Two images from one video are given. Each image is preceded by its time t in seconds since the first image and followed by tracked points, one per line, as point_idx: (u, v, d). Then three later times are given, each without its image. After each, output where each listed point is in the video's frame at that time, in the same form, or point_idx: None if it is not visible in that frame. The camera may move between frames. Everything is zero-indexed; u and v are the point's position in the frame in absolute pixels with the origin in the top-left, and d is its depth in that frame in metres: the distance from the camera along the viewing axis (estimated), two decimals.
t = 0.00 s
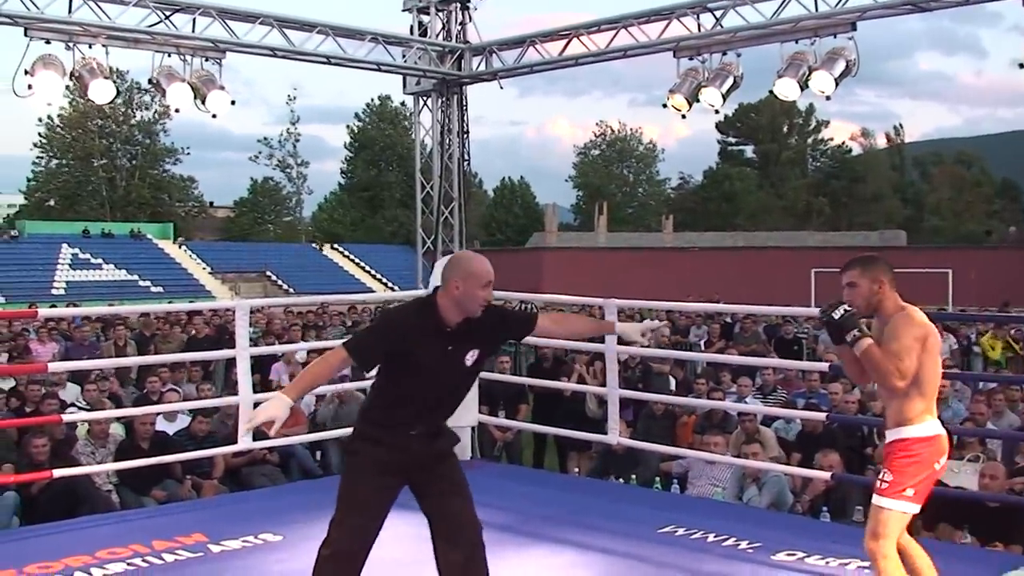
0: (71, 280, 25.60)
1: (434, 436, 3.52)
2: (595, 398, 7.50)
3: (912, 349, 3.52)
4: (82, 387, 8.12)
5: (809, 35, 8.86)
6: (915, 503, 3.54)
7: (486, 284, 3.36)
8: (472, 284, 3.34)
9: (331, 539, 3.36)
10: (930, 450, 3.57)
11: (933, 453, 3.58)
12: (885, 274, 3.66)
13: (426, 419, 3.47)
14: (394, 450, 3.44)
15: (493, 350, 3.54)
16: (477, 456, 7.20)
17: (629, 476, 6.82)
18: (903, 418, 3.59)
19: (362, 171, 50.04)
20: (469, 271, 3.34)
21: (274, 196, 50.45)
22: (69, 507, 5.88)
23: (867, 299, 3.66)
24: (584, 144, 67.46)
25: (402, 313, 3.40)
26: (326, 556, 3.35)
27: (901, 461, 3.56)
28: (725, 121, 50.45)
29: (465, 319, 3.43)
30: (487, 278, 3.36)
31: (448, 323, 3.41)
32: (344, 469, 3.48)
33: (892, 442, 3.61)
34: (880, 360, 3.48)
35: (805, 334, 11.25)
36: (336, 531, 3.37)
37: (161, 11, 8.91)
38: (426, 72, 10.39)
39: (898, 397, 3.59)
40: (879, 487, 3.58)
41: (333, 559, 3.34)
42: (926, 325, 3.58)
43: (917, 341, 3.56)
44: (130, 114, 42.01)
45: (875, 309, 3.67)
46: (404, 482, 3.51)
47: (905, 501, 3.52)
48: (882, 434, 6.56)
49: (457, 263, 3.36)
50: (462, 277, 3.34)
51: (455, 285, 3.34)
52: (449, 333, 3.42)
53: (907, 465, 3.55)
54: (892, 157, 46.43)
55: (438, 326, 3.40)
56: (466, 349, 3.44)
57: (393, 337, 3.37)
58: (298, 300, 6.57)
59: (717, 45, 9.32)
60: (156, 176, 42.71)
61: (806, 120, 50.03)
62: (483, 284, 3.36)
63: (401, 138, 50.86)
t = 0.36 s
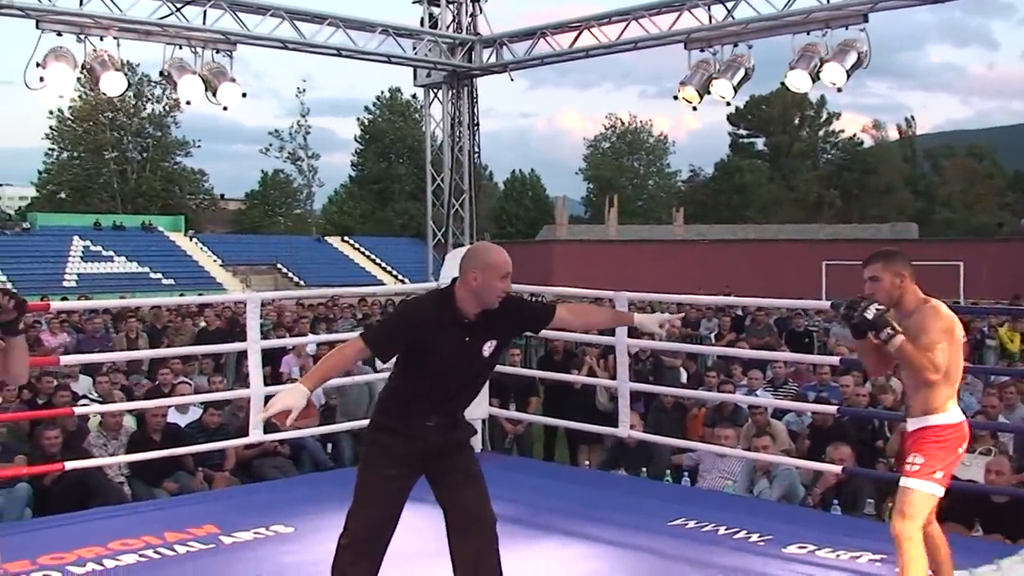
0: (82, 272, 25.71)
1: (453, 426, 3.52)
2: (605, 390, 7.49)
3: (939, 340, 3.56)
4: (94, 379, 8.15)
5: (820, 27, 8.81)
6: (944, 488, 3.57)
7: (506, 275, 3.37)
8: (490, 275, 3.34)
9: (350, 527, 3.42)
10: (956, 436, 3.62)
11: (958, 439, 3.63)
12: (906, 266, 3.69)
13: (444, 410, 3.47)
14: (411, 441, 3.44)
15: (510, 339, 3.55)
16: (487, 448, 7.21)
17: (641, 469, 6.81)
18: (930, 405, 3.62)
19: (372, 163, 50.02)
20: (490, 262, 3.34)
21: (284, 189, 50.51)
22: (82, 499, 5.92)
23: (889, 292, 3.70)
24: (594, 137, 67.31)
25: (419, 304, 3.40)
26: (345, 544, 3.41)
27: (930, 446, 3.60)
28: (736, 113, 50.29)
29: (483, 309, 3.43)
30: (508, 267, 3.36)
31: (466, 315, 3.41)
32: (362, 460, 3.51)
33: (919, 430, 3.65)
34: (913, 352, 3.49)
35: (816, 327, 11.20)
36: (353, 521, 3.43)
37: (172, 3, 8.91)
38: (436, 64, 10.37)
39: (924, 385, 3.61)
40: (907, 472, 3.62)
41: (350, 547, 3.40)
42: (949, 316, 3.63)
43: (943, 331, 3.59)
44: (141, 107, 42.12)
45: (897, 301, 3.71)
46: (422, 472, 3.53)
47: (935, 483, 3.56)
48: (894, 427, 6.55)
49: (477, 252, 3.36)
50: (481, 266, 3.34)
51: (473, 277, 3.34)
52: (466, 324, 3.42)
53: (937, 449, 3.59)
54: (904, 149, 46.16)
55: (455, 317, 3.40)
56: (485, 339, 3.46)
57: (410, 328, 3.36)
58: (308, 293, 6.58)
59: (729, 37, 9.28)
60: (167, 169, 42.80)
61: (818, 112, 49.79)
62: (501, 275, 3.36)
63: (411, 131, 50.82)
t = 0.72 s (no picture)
0: (92, 263, 25.81)
1: (465, 416, 3.52)
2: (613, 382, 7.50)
3: (966, 326, 3.61)
4: (104, 369, 8.19)
5: (830, 18, 8.78)
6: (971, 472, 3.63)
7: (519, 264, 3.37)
8: (500, 265, 3.34)
9: (362, 517, 3.44)
10: (980, 421, 3.67)
11: (982, 424, 3.68)
12: (935, 252, 3.74)
13: (458, 401, 3.48)
14: (424, 432, 3.45)
15: (524, 329, 3.54)
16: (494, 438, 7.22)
17: (649, 460, 6.81)
18: (953, 392, 3.67)
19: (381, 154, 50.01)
20: (505, 252, 3.35)
21: (293, 180, 50.58)
22: (92, 488, 5.96)
23: (920, 276, 3.74)
24: (604, 128, 67.20)
25: (432, 295, 3.42)
26: (357, 532, 3.43)
27: (956, 431, 3.65)
28: (745, 104, 50.16)
29: (496, 299, 3.43)
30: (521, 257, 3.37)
31: (480, 306, 3.41)
32: (374, 450, 3.52)
33: (944, 415, 3.69)
34: (938, 341, 3.56)
35: (826, 320, 11.17)
36: (366, 510, 3.44)
37: None
38: (445, 55, 10.36)
39: (949, 370, 3.67)
40: (935, 457, 3.69)
41: (362, 536, 3.42)
42: (977, 301, 3.67)
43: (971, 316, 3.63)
44: (150, 98, 42.23)
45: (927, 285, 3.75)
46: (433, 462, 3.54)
47: (960, 469, 3.62)
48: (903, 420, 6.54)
49: (490, 244, 3.35)
50: (497, 257, 3.34)
51: (484, 266, 3.34)
52: (480, 314, 3.43)
53: (962, 435, 3.64)
54: (915, 141, 45.96)
55: (467, 308, 3.41)
56: (501, 331, 3.46)
57: (423, 319, 3.39)
58: (317, 284, 6.59)
59: (738, 28, 9.25)
60: (177, 160, 42.85)
61: (828, 104, 49.59)
62: (511, 265, 3.35)
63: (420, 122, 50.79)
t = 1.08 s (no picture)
0: (75, 245, 25.64)
1: (441, 409, 3.51)
2: (592, 380, 7.50)
3: (947, 343, 3.60)
4: (82, 352, 8.14)
5: (820, 22, 8.80)
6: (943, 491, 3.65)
7: (457, 256, 3.36)
8: (445, 254, 3.34)
9: (337, 506, 3.40)
10: (957, 438, 3.67)
11: (959, 441, 3.68)
12: (929, 261, 3.71)
13: (431, 395, 3.46)
14: (397, 424, 3.44)
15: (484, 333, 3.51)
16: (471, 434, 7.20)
17: (625, 459, 6.79)
18: (931, 406, 3.68)
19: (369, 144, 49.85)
20: (435, 241, 3.34)
21: (279, 168, 50.39)
22: (66, 472, 5.91)
23: (910, 285, 3.71)
24: (592, 125, 67.27)
25: (391, 285, 3.48)
26: (330, 520, 3.38)
27: (931, 447, 3.66)
28: (734, 106, 50.33)
29: (448, 295, 3.42)
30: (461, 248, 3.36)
31: (439, 299, 3.42)
32: (350, 441, 3.50)
33: (919, 429, 3.71)
34: (916, 354, 3.57)
35: (806, 323, 11.21)
36: (339, 500, 3.41)
37: None
38: (436, 48, 10.33)
39: (927, 385, 3.67)
40: (909, 473, 3.71)
41: (335, 526, 3.38)
42: (962, 317, 3.65)
43: (954, 334, 3.62)
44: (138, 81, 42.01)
45: (917, 293, 3.72)
46: (409, 454, 3.51)
47: (937, 487, 3.64)
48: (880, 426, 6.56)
49: (424, 235, 3.37)
50: (430, 248, 3.32)
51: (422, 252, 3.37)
52: (440, 309, 3.42)
53: (938, 451, 3.66)
54: (900, 148, 46.22)
55: (422, 299, 3.43)
56: (463, 332, 3.44)
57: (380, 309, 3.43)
58: (299, 273, 6.55)
59: (729, 29, 9.26)
60: (162, 144, 42.58)
61: (815, 108, 49.83)
62: (454, 255, 3.36)
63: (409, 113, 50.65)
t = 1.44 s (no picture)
0: (68, 247, 25.56)
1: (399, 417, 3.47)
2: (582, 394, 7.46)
3: (939, 364, 3.60)
4: (71, 355, 8.11)
5: (816, 39, 8.83)
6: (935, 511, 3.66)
7: (360, 265, 3.31)
8: (349, 265, 3.29)
9: (304, 520, 3.38)
10: (950, 458, 3.67)
11: (953, 460, 3.68)
12: (920, 278, 3.69)
13: (379, 402, 3.42)
14: (352, 435, 3.43)
15: (405, 338, 3.44)
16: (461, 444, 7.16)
17: (614, 473, 6.77)
18: (922, 426, 3.66)
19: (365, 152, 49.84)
20: (336, 250, 3.31)
21: (275, 174, 50.37)
22: (53, 475, 5.87)
23: (901, 302, 3.69)
24: (589, 138, 67.40)
25: (308, 294, 3.47)
26: (300, 536, 3.36)
27: (922, 468, 3.66)
28: (730, 121, 50.51)
29: (361, 303, 3.38)
30: (361, 258, 3.31)
31: (352, 309, 3.38)
32: (316, 451, 3.48)
33: (911, 449, 3.70)
34: (907, 374, 3.55)
35: (799, 339, 11.20)
36: (305, 517, 3.39)
37: None
38: (432, 57, 10.34)
39: (917, 405, 3.66)
40: (902, 494, 3.72)
41: (306, 542, 3.35)
42: (953, 336, 3.64)
43: (944, 353, 3.61)
44: (135, 85, 42.00)
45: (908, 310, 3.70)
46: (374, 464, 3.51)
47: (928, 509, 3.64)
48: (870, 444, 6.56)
49: (330, 243, 3.33)
50: (331, 256, 3.29)
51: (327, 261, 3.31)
52: (354, 319, 3.40)
53: (928, 472, 3.66)
54: (895, 167, 46.38)
55: (336, 309, 3.41)
56: (382, 342, 3.39)
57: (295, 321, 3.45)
58: (292, 280, 6.51)
59: (725, 45, 9.29)
60: (158, 148, 42.53)
61: (811, 126, 50.01)
62: (360, 265, 3.31)
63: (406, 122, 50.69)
